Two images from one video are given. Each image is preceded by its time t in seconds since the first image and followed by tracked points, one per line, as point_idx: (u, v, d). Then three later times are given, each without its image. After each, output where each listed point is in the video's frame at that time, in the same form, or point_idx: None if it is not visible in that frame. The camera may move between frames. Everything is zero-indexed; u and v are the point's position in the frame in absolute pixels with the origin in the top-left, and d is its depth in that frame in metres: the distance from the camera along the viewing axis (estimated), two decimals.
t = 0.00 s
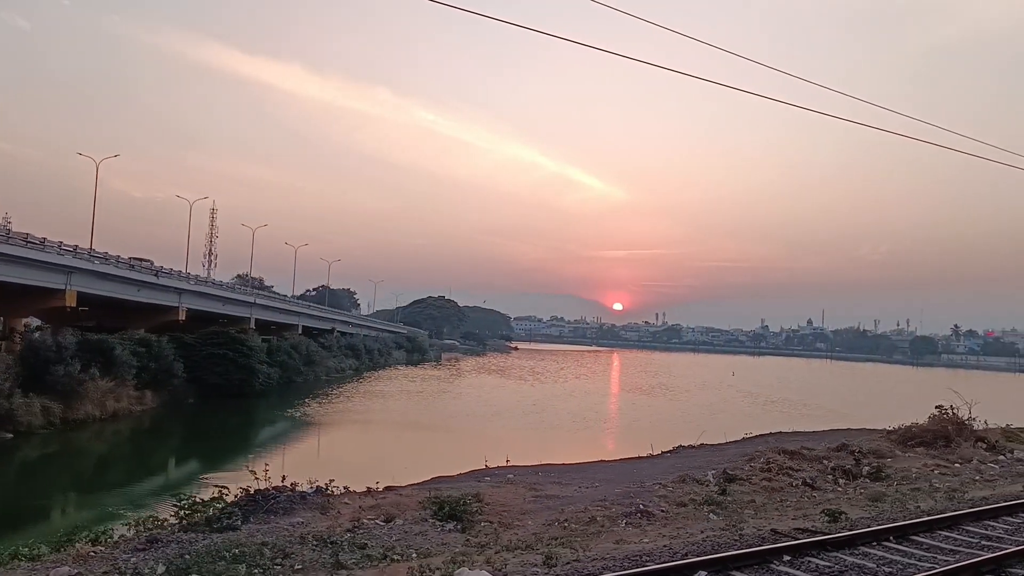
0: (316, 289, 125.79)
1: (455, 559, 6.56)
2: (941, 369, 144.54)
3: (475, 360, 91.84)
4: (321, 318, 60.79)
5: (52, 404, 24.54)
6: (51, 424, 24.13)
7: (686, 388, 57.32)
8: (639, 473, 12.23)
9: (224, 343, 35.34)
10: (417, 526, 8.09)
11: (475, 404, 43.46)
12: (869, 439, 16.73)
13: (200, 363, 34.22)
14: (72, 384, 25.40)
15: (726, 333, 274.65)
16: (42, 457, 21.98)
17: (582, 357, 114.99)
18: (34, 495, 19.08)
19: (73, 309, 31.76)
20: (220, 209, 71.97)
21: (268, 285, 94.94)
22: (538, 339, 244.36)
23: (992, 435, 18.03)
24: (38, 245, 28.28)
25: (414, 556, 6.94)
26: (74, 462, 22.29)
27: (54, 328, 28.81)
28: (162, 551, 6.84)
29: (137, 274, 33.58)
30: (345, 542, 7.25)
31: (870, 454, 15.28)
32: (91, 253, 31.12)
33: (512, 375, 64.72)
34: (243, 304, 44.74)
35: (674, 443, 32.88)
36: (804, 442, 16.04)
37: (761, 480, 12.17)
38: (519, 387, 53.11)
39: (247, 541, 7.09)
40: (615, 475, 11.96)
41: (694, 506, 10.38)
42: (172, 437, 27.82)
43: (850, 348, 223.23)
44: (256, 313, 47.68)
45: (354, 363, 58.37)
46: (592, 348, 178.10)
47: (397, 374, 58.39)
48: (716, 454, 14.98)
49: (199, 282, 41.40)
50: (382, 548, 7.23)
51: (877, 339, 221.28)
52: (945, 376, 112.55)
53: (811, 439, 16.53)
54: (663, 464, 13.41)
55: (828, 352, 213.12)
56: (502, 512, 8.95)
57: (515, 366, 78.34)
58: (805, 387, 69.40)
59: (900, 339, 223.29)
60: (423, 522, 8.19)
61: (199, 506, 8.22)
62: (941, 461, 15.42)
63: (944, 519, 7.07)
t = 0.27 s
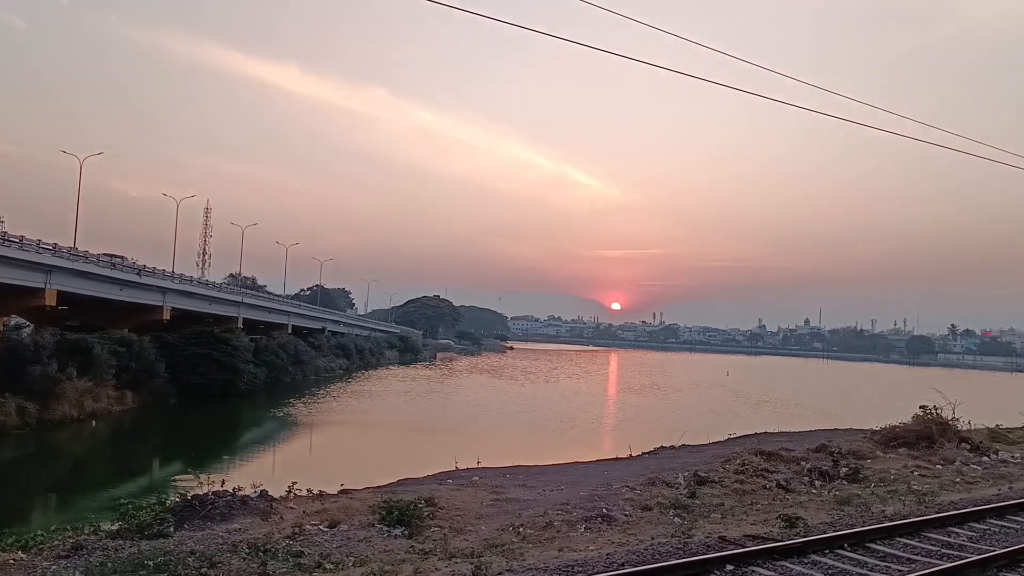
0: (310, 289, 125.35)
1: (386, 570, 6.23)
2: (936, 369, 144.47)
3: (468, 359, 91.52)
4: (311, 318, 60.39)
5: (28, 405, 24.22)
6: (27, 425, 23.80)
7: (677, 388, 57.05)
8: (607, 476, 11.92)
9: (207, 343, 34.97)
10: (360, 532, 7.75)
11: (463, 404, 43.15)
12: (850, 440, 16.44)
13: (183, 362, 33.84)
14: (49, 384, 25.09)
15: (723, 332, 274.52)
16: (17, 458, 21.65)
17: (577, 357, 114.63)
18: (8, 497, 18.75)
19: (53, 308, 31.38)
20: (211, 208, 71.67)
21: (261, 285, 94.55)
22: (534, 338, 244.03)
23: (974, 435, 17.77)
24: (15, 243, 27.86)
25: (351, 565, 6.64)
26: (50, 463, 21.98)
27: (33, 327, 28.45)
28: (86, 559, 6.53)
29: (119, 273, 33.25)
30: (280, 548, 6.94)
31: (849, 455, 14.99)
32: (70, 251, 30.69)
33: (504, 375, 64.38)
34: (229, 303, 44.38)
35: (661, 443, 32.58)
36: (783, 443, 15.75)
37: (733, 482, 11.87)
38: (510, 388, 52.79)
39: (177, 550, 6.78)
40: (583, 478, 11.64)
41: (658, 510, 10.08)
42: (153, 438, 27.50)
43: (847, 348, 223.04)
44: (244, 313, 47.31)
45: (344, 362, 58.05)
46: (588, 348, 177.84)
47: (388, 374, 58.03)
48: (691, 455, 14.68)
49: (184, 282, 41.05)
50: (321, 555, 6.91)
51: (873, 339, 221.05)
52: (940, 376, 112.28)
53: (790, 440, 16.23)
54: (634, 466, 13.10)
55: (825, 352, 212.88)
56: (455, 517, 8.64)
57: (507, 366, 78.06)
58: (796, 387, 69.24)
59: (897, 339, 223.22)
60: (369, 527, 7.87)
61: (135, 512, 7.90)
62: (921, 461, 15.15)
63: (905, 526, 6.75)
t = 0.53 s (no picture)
0: (307, 289, 125.07)
1: None
2: (935, 370, 144.06)
3: (464, 359, 91.21)
4: (304, 318, 60.04)
5: (7, 404, 23.98)
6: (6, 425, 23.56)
7: (672, 388, 56.73)
8: (577, 477, 11.61)
9: (193, 342, 34.64)
10: (304, 537, 7.48)
11: (454, 404, 42.82)
12: (832, 441, 16.16)
13: (169, 362, 33.56)
14: (28, 384, 24.85)
15: (722, 332, 274.19)
16: None
17: (574, 357, 114.28)
18: None
19: (37, 307, 31.11)
20: (205, 207, 71.36)
21: (256, 285, 94.24)
22: (533, 338, 243.68)
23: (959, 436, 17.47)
24: None
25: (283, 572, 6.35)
26: (28, 463, 21.74)
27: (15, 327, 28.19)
28: (6, 567, 6.26)
29: (103, 271, 32.90)
30: (213, 556, 6.66)
31: (829, 456, 14.69)
32: (53, 250, 30.35)
33: (498, 375, 64.04)
34: (219, 302, 44.03)
35: (652, 443, 32.26)
36: (763, 444, 15.47)
37: (706, 484, 11.58)
38: (503, 387, 52.45)
39: (105, 557, 6.51)
40: (551, 480, 11.33)
41: (624, 513, 9.78)
42: (137, 438, 27.24)
43: (846, 348, 222.53)
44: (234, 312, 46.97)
45: (337, 362, 57.78)
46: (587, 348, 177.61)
47: (381, 374, 57.69)
48: (669, 456, 14.39)
49: (172, 280, 40.71)
50: (254, 562, 6.63)
51: (873, 339, 220.53)
52: (939, 376, 111.78)
53: (771, 441, 15.93)
54: (607, 467, 12.79)
55: (824, 352, 212.38)
56: (407, 522, 8.33)
57: (503, 366, 77.75)
58: (793, 387, 68.87)
59: (896, 339, 222.74)
60: (313, 533, 7.59)
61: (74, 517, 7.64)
62: (903, 463, 14.85)
63: (863, 532, 6.44)
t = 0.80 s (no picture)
0: (301, 290, 124.68)
1: None
2: (933, 370, 143.63)
3: (458, 359, 90.83)
4: (295, 318, 59.66)
5: None
6: None
7: (665, 388, 56.42)
8: (544, 481, 11.29)
9: (178, 342, 34.34)
10: (241, 545, 7.17)
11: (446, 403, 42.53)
12: (813, 442, 15.86)
13: (153, 362, 33.26)
14: (7, 384, 24.56)
15: (720, 332, 273.85)
16: None
17: (570, 357, 113.93)
18: None
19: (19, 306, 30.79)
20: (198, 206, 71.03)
21: (250, 285, 93.88)
22: (531, 339, 243.31)
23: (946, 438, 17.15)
24: None
25: None
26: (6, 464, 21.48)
27: None
28: None
29: (87, 270, 32.54)
30: (138, 565, 6.36)
31: (809, 458, 14.36)
32: (35, 249, 29.97)
33: (491, 376, 63.69)
34: (207, 302, 43.62)
35: (641, 443, 31.91)
36: (742, 446, 15.16)
37: (676, 487, 11.27)
38: (495, 388, 52.08)
39: (22, 566, 6.21)
40: (517, 484, 11.02)
41: (586, 518, 9.46)
42: (119, 437, 26.97)
43: (844, 348, 222.17)
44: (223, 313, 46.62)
45: (328, 362, 57.48)
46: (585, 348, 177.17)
47: (373, 374, 57.31)
48: (644, 459, 14.08)
49: (159, 280, 40.35)
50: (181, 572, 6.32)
51: (871, 339, 220.15)
52: (936, 377, 111.41)
53: (750, 442, 15.65)
54: (579, 470, 12.47)
55: (822, 352, 212.03)
56: (355, 529, 8.02)
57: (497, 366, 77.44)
58: (787, 387, 68.57)
59: (894, 339, 222.41)
60: (251, 542, 7.28)
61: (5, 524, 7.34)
62: (884, 465, 14.54)
63: (815, 541, 6.15)
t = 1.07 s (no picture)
0: (297, 290, 124.42)
1: None
2: (930, 370, 143.27)
3: (453, 360, 90.53)
4: (287, 319, 59.35)
5: None
6: None
7: (658, 388, 56.11)
8: (509, 484, 10.97)
9: (163, 342, 34.07)
10: (172, 554, 6.88)
11: (436, 403, 42.22)
12: (793, 444, 15.54)
13: (137, 363, 33.00)
14: None
15: (718, 332, 273.60)
16: None
17: (566, 357, 113.63)
18: None
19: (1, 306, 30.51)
20: (192, 206, 70.80)
21: (244, 285, 93.62)
22: (528, 339, 243.09)
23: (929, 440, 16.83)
24: None
25: None
26: None
27: None
28: None
29: (71, 270, 32.22)
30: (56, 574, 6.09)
31: (787, 459, 14.04)
32: (17, 248, 29.62)
33: (485, 376, 63.38)
34: (196, 302, 43.29)
35: (630, 444, 31.60)
36: (721, 447, 14.85)
37: (645, 490, 10.95)
38: (486, 388, 51.79)
39: None
40: (480, 488, 10.70)
41: (546, 523, 9.13)
42: (102, 438, 26.72)
43: (842, 348, 221.88)
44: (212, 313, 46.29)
45: (321, 362, 57.21)
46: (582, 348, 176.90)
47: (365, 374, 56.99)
48: (619, 461, 13.77)
49: (146, 280, 40.04)
50: None
51: (869, 339, 219.82)
52: (933, 377, 111.07)
53: (729, 444, 15.33)
54: (548, 472, 12.16)
55: (820, 352, 211.70)
56: (298, 535, 7.70)
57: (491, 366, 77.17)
58: (782, 387, 68.23)
59: (892, 339, 222.10)
60: (184, 550, 6.99)
61: None
62: (865, 467, 14.22)
63: (763, 550, 5.83)
